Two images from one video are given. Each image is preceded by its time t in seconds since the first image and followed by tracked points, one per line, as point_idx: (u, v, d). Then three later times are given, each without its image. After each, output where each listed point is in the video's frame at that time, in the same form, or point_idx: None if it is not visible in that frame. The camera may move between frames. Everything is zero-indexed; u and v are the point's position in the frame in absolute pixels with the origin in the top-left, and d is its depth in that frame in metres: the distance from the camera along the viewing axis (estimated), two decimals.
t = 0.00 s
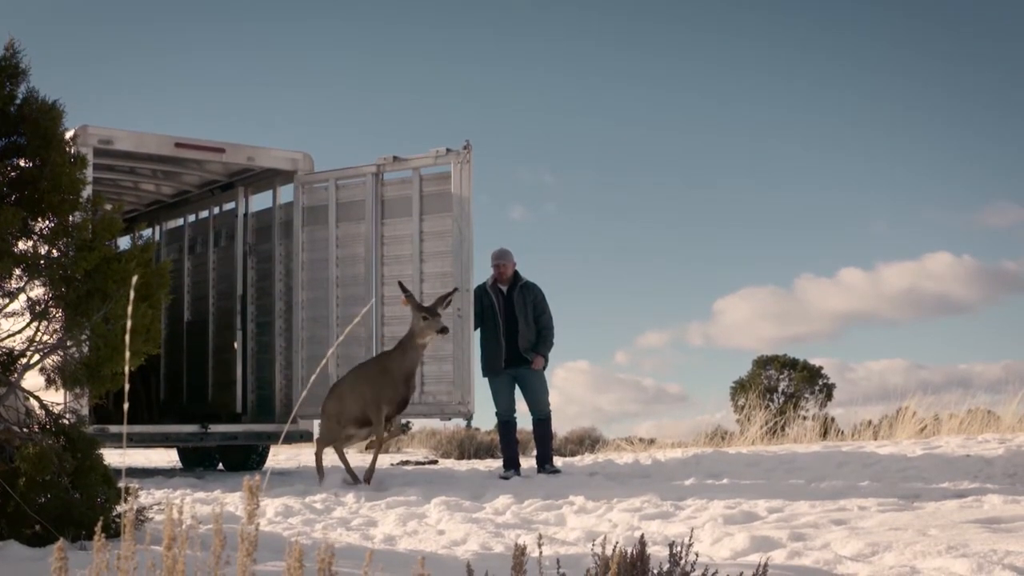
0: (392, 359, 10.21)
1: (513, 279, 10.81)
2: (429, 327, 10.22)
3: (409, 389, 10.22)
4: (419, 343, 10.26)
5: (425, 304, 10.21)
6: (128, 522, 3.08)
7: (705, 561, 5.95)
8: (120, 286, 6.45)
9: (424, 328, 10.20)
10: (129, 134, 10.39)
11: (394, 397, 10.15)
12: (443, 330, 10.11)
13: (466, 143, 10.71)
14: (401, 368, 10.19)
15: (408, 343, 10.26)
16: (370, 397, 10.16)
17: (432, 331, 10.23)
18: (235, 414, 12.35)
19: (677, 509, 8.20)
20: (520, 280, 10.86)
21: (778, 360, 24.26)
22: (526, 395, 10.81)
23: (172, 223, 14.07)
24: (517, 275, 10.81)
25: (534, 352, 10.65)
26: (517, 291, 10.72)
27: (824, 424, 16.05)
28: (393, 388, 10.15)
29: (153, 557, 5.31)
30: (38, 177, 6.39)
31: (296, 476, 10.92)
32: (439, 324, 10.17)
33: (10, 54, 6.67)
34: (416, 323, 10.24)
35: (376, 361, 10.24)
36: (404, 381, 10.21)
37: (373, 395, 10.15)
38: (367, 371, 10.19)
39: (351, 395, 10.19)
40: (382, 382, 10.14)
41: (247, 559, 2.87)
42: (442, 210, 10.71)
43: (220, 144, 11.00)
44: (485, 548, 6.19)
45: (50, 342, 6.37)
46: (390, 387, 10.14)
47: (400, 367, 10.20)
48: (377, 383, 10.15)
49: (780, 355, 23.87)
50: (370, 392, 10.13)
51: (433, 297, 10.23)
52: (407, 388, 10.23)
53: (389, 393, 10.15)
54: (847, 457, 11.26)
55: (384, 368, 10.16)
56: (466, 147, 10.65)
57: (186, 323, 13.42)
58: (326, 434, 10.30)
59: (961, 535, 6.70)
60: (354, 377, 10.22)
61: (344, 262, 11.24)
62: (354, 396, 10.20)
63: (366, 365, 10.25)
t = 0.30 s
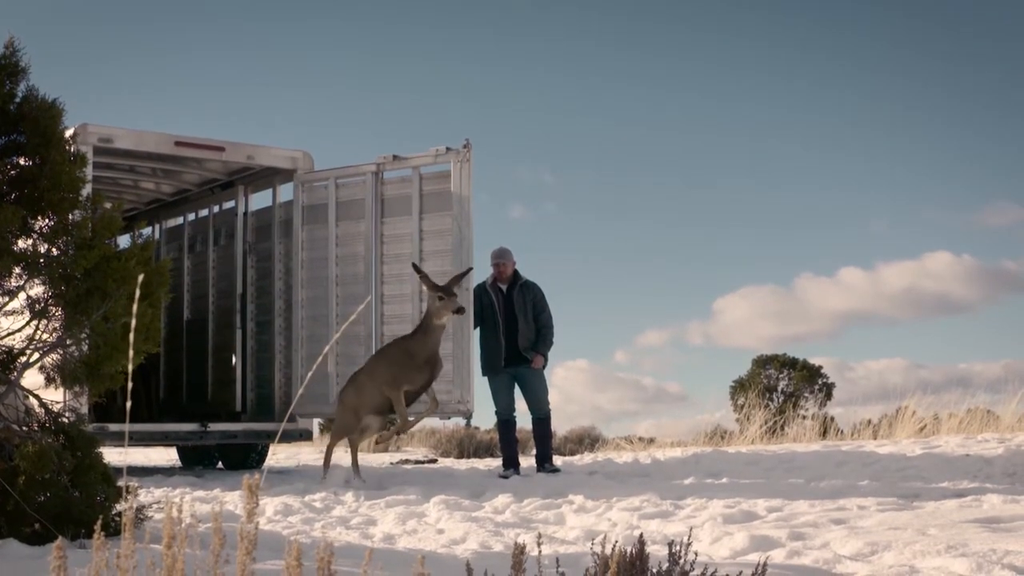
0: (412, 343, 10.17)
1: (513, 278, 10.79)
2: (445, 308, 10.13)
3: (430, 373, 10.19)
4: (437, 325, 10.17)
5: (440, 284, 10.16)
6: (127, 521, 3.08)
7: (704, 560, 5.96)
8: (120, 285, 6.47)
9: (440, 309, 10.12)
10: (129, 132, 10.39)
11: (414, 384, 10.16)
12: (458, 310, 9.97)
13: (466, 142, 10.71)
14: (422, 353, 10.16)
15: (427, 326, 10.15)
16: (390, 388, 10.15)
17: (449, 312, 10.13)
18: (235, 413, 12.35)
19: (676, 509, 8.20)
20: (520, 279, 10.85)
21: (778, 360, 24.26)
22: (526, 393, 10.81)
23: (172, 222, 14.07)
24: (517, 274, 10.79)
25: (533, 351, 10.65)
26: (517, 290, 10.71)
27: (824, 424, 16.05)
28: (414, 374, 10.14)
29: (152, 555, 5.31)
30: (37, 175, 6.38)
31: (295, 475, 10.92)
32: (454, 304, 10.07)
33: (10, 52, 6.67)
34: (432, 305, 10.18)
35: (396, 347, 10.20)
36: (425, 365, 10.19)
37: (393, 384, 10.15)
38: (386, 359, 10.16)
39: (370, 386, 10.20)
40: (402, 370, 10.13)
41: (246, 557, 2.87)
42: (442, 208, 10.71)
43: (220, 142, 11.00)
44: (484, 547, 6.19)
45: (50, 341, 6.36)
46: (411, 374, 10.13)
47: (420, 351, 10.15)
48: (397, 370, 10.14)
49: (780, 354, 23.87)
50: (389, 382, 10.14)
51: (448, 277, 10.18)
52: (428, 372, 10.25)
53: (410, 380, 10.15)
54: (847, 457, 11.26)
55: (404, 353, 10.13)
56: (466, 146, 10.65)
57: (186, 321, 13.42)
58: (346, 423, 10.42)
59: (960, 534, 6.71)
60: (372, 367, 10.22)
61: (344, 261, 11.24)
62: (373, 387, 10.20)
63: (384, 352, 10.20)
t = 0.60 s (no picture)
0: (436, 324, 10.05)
1: (513, 277, 10.78)
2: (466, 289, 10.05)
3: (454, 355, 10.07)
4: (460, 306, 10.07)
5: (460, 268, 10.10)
6: (127, 519, 3.08)
7: (703, 560, 5.97)
8: (120, 284, 6.48)
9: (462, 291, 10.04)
10: (130, 131, 10.39)
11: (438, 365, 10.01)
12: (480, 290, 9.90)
13: (466, 141, 10.71)
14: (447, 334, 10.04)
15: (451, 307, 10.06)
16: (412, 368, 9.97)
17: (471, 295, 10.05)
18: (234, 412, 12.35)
19: (675, 508, 8.20)
20: (520, 278, 10.83)
21: (777, 359, 24.27)
22: (525, 392, 10.80)
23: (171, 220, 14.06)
24: (517, 272, 10.77)
25: (533, 350, 10.63)
26: (517, 288, 10.70)
27: (824, 423, 16.05)
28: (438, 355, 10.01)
29: (152, 554, 5.32)
30: (37, 173, 6.38)
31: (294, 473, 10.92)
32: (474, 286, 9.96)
33: (10, 50, 6.67)
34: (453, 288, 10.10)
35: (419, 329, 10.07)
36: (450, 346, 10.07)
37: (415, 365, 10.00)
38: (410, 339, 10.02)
39: (391, 368, 10.05)
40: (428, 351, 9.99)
41: (245, 556, 2.87)
42: (442, 207, 10.71)
43: (220, 140, 11.00)
44: (483, 546, 6.19)
45: (49, 340, 6.35)
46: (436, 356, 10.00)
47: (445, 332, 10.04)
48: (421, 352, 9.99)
49: (780, 353, 23.88)
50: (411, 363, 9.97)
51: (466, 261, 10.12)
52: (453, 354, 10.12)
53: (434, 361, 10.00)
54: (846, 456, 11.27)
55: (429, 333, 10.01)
56: (466, 144, 10.65)
57: (185, 320, 13.42)
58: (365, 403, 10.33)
59: (959, 534, 6.71)
60: (395, 348, 10.08)
61: (344, 260, 11.24)
62: (394, 368, 10.04)
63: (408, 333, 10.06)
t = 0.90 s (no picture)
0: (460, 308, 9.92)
1: (513, 276, 10.78)
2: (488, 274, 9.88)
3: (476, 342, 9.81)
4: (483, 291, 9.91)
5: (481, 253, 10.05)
6: (125, 518, 3.09)
7: (702, 559, 5.96)
8: (120, 281, 6.45)
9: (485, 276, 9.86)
10: (129, 129, 10.39)
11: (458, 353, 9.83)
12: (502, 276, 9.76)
13: (466, 139, 10.69)
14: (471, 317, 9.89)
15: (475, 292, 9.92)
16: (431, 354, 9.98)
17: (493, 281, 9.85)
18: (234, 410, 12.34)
19: (674, 507, 8.21)
20: (520, 277, 10.83)
21: (777, 359, 24.27)
22: (523, 392, 10.74)
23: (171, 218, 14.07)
24: (518, 271, 10.77)
25: (532, 349, 10.60)
26: (517, 287, 10.70)
27: (823, 423, 16.06)
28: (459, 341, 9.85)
29: (151, 552, 5.32)
30: (37, 171, 6.39)
31: (293, 472, 10.92)
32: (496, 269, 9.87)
33: (10, 47, 6.67)
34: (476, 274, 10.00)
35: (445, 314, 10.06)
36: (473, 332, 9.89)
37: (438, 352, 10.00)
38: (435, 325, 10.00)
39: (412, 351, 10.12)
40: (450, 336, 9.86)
41: (244, 554, 2.87)
42: (442, 206, 10.71)
43: (220, 139, 11.00)
44: (483, 545, 6.19)
45: (48, 337, 6.35)
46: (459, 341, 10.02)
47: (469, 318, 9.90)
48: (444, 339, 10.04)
49: (780, 352, 23.89)
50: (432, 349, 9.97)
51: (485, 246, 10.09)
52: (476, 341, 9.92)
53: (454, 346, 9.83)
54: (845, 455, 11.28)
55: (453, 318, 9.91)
56: (465, 143, 10.64)
57: (184, 318, 13.42)
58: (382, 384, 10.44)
59: (958, 533, 6.72)
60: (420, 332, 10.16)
61: (343, 258, 11.25)
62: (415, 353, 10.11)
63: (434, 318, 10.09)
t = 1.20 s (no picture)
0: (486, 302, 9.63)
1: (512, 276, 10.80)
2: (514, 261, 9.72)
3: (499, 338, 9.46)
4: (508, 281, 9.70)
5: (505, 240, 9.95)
6: (124, 517, 3.09)
7: (701, 558, 5.95)
8: (119, 280, 6.43)
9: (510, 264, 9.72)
10: (129, 127, 10.39)
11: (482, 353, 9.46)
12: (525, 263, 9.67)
13: (466, 138, 10.68)
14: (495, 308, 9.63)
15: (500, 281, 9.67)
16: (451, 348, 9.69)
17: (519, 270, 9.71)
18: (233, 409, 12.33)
19: (674, 506, 8.21)
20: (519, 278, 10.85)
21: (776, 359, 24.28)
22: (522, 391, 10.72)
23: (170, 217, 14.07)
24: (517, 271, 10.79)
25: (532, 348, 10.59)
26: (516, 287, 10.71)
27: (823, 422, 16.07)
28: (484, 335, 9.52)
29: (149, 551, 5.32)
30: (37, 169, 6.38)
31: (292, 471, 10.91)
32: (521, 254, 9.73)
33: (10, 46, 6.67)
34: (499, 262, 9.88)
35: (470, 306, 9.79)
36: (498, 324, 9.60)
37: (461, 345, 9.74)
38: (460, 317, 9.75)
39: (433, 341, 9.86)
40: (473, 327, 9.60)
41: (243, 553, 2.87)
42: (441, 205, 10.70)
43: (219, 137, 10.99)
44: (482, 545, 6.19)
45: (47, 335, 6.35)
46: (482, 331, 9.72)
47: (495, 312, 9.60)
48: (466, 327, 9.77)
49: (779, 351, 23.89)
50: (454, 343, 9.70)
51: (506, 233, 9.98)
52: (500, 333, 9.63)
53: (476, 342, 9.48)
54: (845, 455, 11.28)
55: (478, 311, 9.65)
56: (465, 142, 10.63)
57: (184, 317, 13.42)
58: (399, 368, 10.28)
59: (957, 533, 6.72)
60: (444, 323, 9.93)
61: (343, 257, 11.25)
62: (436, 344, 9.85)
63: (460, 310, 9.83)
